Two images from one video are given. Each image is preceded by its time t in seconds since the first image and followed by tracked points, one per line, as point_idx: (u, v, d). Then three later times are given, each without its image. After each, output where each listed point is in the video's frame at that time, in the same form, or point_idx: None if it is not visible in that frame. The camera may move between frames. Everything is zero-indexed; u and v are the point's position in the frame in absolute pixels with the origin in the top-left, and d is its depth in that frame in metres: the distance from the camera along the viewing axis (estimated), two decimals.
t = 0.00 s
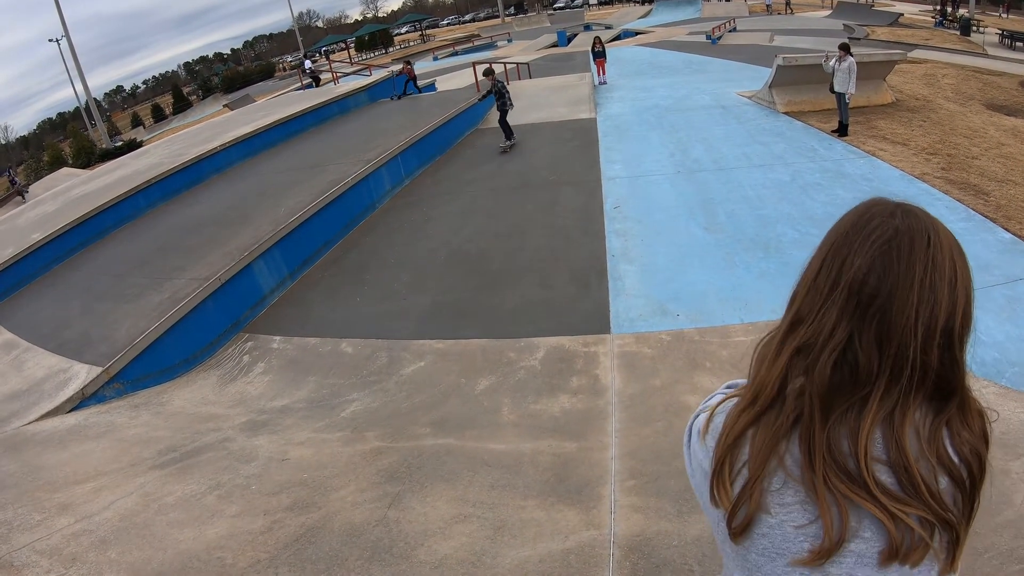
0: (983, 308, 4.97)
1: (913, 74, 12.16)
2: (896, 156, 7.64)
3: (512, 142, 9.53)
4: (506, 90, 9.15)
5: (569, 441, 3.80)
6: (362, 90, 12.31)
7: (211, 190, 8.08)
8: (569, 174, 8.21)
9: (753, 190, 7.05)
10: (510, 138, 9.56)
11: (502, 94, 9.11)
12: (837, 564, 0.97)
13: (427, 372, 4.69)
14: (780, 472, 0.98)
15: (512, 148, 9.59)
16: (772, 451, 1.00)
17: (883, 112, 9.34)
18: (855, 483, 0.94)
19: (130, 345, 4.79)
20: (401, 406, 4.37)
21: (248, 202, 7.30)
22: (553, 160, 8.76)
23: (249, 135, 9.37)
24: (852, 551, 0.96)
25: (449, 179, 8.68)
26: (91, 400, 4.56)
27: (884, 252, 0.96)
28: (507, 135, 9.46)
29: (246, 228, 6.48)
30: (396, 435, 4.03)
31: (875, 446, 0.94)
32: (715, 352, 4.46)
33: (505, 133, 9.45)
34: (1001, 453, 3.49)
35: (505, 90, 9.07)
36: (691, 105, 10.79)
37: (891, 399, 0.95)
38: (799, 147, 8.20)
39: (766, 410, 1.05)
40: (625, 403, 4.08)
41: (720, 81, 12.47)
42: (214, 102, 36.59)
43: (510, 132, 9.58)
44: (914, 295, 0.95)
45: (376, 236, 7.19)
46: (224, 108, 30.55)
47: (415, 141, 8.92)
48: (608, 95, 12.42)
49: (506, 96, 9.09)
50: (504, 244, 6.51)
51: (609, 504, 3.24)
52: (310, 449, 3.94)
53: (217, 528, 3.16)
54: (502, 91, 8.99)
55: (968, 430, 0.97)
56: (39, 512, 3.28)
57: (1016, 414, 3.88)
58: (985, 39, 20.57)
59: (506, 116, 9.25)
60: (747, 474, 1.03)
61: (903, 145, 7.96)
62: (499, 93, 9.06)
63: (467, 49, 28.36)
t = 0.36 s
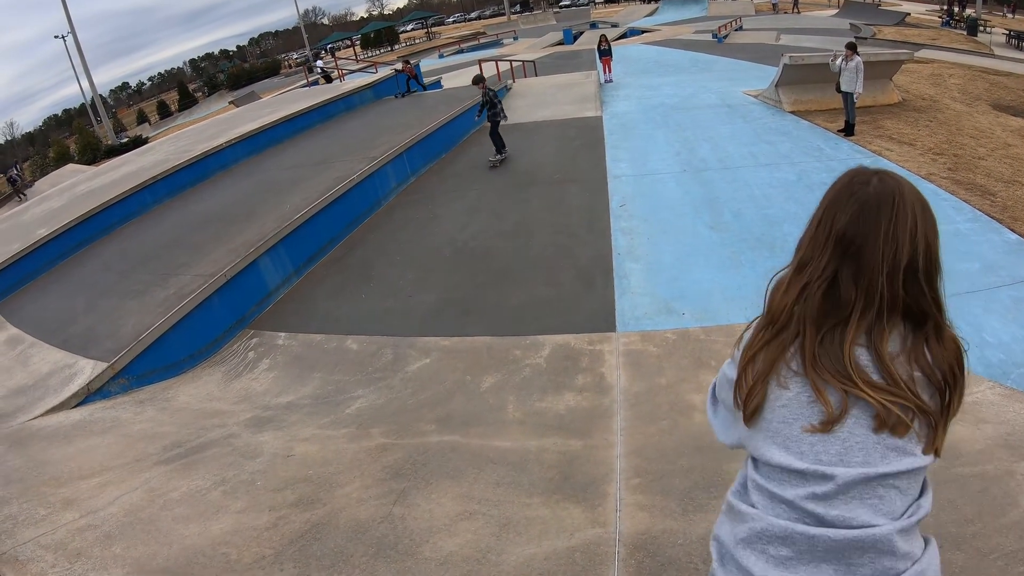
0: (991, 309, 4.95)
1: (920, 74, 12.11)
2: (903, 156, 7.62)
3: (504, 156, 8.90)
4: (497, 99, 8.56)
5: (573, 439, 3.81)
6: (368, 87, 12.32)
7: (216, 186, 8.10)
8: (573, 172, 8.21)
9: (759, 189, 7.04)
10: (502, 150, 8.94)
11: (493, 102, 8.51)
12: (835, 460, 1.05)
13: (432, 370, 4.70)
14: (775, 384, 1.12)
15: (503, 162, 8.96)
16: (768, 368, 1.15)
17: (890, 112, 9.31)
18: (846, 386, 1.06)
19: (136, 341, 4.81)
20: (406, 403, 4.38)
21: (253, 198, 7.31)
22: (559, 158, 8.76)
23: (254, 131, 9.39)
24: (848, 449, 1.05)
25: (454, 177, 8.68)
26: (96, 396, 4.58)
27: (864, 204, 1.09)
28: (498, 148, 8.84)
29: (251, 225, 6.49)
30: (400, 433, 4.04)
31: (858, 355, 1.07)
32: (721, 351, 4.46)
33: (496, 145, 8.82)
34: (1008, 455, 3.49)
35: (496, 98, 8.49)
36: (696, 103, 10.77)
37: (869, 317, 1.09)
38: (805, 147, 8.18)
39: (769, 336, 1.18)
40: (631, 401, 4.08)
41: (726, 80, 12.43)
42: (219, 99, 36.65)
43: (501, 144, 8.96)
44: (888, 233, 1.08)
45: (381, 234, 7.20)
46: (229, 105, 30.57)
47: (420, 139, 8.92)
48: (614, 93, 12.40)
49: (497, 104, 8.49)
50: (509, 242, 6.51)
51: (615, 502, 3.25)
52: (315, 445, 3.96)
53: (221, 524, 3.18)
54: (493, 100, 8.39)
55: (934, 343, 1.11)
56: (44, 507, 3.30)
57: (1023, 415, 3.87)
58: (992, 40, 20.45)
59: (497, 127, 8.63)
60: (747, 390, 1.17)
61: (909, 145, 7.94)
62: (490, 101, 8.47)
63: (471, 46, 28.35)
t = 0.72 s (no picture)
0: (979, 308, 4.98)
1: (909, 75, 12.17)
2: (892, 156, 7.65)
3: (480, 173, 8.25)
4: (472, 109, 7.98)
5: (563, 438, 3.81)
6: (358, 86, 12.28)
7: (206, 185, 8.05)
8: (564, 172, 8.20)
9: (748, 190, 7.06)
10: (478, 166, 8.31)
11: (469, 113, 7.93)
12: (782, 372, 1.56)
13: (422, 370, 4.68)
14: (739, 334, 1.61)
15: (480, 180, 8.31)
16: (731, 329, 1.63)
17: (879, 114, 9.36)
18: (785, 328, 1.57)
19: (125, 341, 4.78)
20: (396, 402, 4.37)
21: (243, 197, 7.28)
22: (550, 158, 8.76)
23: (244, 130, 9.34)
24: (789, 364, 1.55)
25: (444, 176, 8.66)
26: (85, 396, 4.53)
27: (777, 226, 1.63)
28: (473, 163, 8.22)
29: (241, 224, 6.46)
30: (390, 432, 4.03)
31: (790, 313, 1.58)
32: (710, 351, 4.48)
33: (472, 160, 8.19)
34: (996, 453, 3.50)
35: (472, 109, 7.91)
36: (687, 104, 10.80)
37: (794, 288, 1.60)
38: (795, 148, 8.21)
39: (727, 311, 1.67)
40: (620, 401, 4.08)
41: (716, 81, 12.46)
42: (209, 97, 36.41)
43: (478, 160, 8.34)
44: (794, 241, 1.61)
45: (371, 233, 7.18)
46: (220, 101, 30.37)
47: (411, 138, 8.89)
48: (604, 93, 12.41)
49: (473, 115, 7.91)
50: (499, 242, 6.49)
51: (605, 501, 3.25)
52: (305, 445, 3.94)
53: (212, 524, 3.16)
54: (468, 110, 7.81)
55: (840, 299, 1.63)
56: (34, 508, 3.27)
57: (1010, 415, 3.88)
58: (981, 42, 20.55)
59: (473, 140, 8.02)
60: (721, 352, 1.65)
61: (898, 146, 7.98)
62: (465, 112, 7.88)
63: (463, 45, 28.31)
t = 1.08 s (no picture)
0: (936, 317, 5.10)
1: (866, 90, 12.53)
2: (849, 169, 7.84)
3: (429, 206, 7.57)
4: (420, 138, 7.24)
5: (525, 451, 3.78)
6: (320, 96, 12.22)
7: (165, 195, 7.88)
8: (526, 184, 8.24)
9: (707, 202, 7.17)
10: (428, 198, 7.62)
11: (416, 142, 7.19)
12: (698, 300, 2.70)
13: (383, 383, 4.62)
14: (677, 282, 2.71)
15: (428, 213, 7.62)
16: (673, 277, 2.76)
17: (837, 127, 9.59)
18: (702, 280, 2.70)
19: (81, 354, 4.61)
20: (357, 416, 4.30)
21: (203, 208, 7.15)
22: (514, 170, 8.78)
23: (205, 139, 9.20)
24: (701, 296, 2.69)
25: (409, 187, 8.64)
26: (41, 410, 4.34)
27: (698, 230, 2.72)
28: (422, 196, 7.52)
29: (200, 235, 6.34)
30: (352, 446, 3.96)
31: (705, 276, 2.70)
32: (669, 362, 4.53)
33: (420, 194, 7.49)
34: (955, 456, 3.56)
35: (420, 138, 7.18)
36: (648, 117, 10.95)
37: (708, 263, 2.70)
38: (755, 161, 8.35)
39: (670, 274, 2.75)
40: (581, 412, 4.08)
41: (679, 95, 12.68)
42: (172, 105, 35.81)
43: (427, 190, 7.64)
44: (707, 239, 2.70)
45: (334, 244, 7.12)
46: (183, 111, 29.81)
47: (374, 150, 8.88)
48: (567, 107, 12.53)
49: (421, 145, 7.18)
50: (462, 254, 6.48)
51: (568, 512, 3.23)
52: (265, 460, 3.86)
53: (172, 542, 3.07)
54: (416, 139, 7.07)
55: (735, 270, 2.76)
56: None
57: (967, 418, 3.95)
58: (937, 57, 21.29)
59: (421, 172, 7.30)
60: (664, 297, 2.74)
61: (855, 159, 8.17)
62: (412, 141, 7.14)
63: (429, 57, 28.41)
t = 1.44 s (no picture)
0: (882, 335, 5.25)
1: (812, 116, 13.03)
2: (796, 193, 8.10)
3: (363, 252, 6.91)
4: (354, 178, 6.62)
5: (475, 477, 3.73)
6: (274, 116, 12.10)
7: (111, 215, 7.63)
8: (477, 208, 8.27)
9: (656, 226, 7.32)
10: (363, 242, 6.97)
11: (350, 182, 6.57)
12: (613, 280, 4.05)
13: (332, 408, 4.53)
14: (600, 268, 4.05)
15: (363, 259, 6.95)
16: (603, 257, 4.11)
17: (784, 153, 9.90)
18: (615, 268, 4.04)
19: (24, 375, 4.32)
20: (306, 442, 4.18)
21: (150, 228, 6.95)
22: (465, 194, 8.82)
23: (155, 157, 8.99)
24: (615, 277, 4.04)
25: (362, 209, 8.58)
26: None
27: (615, 236, 4.01)
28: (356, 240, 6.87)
29: (146, 256, 6.16)
30: (300, 474, 3.85)
31: (618, 265, 4.03)
32: (618, 386, 4.57)
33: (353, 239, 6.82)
34: (902, 472, 3.64)
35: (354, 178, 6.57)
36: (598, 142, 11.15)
37: (621, 257, 4.02)
38: (703, 186, 8.53)
39: (597, 262, 4.09)
40: (532, 437, 4.06)
41: (631, 120, 12.99)
42: (121, 120, 34.77)
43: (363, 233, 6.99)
44: (620, 242, 4.01)
45: (283, 267, 7.02)
46: (132, 128, 29.05)
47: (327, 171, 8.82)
48: (518, 132, 12.69)
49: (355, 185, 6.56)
50: (412, 277, 6.45)
51: (519, 538, 3.20)
52: (212, 488, 3.74)
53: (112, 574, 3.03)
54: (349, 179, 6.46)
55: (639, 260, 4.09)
56: None
57: (914, 435, 4.06)
58: (880, 84, 22.32)
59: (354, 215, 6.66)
60: (592, 278, 4.10)
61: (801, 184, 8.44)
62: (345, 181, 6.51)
63: (381, 79, 28.43)
